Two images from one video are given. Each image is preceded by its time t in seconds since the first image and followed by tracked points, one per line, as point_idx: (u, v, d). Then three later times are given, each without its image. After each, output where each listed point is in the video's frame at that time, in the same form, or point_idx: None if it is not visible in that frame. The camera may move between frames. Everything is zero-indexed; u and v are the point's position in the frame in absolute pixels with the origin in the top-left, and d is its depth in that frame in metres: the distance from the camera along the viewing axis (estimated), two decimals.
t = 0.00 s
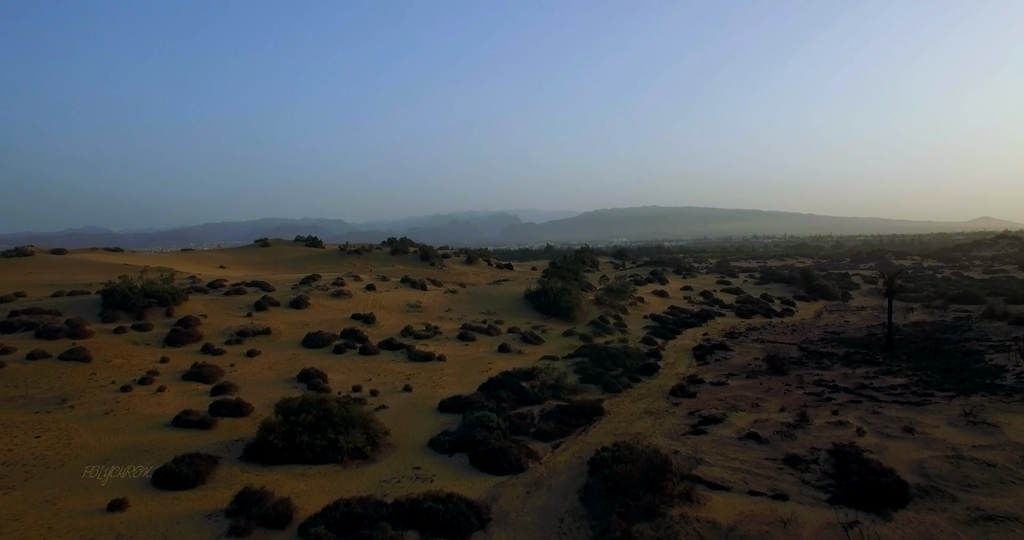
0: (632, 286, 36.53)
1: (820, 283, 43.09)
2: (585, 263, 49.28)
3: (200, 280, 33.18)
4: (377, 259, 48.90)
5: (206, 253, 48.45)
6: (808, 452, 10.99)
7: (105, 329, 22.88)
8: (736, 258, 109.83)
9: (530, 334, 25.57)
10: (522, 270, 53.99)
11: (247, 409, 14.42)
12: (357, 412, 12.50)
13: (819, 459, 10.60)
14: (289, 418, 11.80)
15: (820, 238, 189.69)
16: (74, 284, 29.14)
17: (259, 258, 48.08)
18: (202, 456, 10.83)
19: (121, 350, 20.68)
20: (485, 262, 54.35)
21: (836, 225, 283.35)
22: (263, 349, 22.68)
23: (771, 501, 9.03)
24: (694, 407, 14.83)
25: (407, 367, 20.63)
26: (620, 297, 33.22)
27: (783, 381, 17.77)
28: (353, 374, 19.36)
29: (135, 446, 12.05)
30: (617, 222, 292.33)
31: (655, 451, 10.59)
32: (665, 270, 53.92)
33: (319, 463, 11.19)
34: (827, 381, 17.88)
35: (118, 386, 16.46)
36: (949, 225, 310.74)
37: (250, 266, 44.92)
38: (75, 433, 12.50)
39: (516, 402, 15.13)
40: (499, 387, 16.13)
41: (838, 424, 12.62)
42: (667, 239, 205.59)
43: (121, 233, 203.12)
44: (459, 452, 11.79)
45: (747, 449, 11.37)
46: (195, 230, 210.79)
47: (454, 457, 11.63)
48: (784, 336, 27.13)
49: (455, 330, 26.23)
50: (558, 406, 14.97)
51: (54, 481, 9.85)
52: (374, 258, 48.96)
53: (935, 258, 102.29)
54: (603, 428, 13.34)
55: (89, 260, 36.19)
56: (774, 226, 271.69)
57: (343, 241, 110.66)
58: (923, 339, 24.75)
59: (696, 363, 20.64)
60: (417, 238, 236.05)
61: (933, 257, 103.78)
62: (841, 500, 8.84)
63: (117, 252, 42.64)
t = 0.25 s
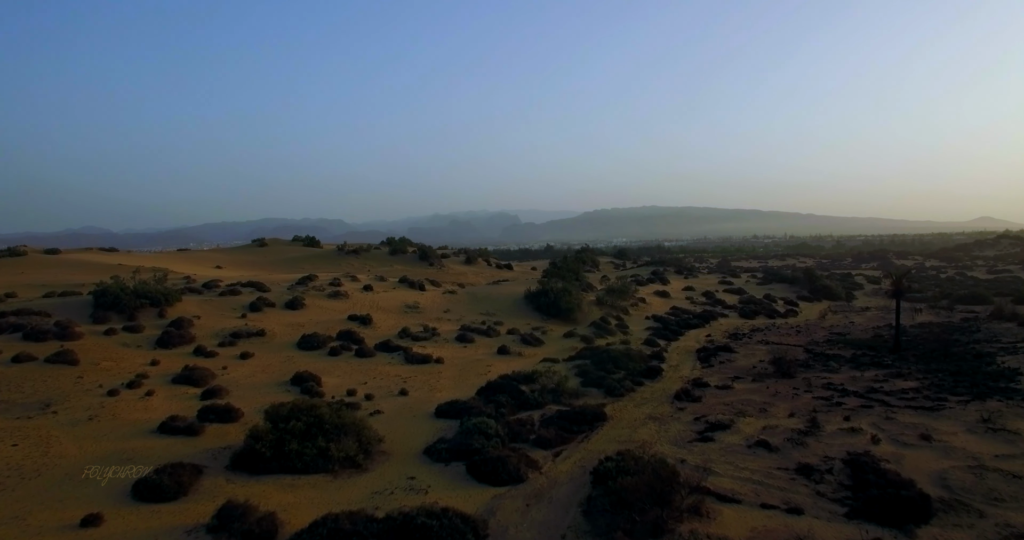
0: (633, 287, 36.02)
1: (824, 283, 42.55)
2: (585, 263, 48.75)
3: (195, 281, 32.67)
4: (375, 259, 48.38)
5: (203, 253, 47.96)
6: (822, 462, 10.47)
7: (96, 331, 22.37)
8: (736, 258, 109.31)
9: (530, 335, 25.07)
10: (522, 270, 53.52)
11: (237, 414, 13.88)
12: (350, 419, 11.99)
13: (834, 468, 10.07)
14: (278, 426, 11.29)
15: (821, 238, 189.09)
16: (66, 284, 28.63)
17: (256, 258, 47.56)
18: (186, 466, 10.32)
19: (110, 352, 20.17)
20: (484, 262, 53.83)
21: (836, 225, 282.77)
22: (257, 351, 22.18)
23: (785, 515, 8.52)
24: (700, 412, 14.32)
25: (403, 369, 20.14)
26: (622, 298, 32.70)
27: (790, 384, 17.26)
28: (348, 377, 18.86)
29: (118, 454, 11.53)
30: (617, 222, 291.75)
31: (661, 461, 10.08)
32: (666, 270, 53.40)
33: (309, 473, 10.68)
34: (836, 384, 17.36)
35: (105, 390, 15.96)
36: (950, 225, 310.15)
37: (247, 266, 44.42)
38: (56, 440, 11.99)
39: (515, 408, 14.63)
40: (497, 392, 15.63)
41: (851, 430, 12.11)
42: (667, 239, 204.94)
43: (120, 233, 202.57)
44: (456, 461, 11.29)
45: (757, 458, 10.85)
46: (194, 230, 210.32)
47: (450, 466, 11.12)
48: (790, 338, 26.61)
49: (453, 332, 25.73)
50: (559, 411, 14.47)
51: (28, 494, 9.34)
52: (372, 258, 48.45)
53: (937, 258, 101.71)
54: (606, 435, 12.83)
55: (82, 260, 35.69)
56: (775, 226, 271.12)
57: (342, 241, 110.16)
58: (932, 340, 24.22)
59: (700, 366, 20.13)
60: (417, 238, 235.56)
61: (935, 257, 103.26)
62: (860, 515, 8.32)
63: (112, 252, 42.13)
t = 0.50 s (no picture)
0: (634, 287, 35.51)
1: (827, 283, 42.04)
2: (586, 263, 48.25)
3: (189, 281, 32.15)
4: (374, 259, 47.87)
5: (199, 253, 47.44)
6: (836, 472, 9.95)
7: (85, 332, 21.86)
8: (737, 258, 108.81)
9: (530, 337, 24.57)
10: (522, 270, 53.12)
11: (225, 421, 13.27)
12: (341, 426, 11.47)
13: (850, 480, 9.56)
14: (266, 434, 10.78)
15: (822, 238, 188.54)
16: (57, 285, 28.10)
17: (253, 258, 47.04)
18: (168, 478, 9.81)
19: (99, 354, 19.66)
20: (484, 262, 53.32)
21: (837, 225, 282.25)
22: (250, 353, 21.67)
23: (801, 532, 8.01)
24: (706, 419, 13.81)
25: (400, 373, 19.63)
26: (623, 299, 32.19)
27: (797, 388, 16.76)
28: (343, 381, 18.35)
29: (98, 463, 11.01)
30: (617, 222, 291.23)
31: (667, 473, 9.57)
32: (667, 270, 52.89)
33: (297, 485, 10.17)
34: (845, 388, 16.86)
35: (90, 394, 15.46)
36: (951, 224, 309.62)
37: (243, 266, 43.90)
38: (34, 449, 11.47)
39: (515, 414, 14.13)
40: (496, 397, 15.12)
41: (865, 438, 11.59)
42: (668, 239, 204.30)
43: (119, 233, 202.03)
44: (452, 472, 10.78)
45: (768, 469, 10.33)
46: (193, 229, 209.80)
47: (446, 477, 10.61)
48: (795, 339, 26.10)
49: (451, 334, 25.22)
50: (559, 417, 13.96)
51: None
52: (370, 258, 47.94)
53: (939, 258, 101.20)
54: (609, 443, 12.32)
55: (75, 260, 35.17)
56: (775, 226, 270.60)
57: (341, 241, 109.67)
58: (940, 342, 23.69)
59: (704, 369, 19.61)
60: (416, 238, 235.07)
61: (937, 257, 102.74)
62: (881, 532, 7.81)
63: (106, 252, 41.60)
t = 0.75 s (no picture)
0: (635, 288, 35.01)
1: (831, 284, 41.53)
2: (586, 263, 47.76)
3: (184, 282, 31.64)
4: (372, 259, 47.34)
5: (195, 253, 46.91)
6: (853, 485, 9.42)
7: (74, 335, 21.33)
8: (738, 258, 108.29)
9: (529, 339, 24.04)
10: (522, 270, 52.82)
11: (213, 428, 12.77)
12: (332, 435, 10.95)
13: (867, 493, 9.03)
14: (252, 444, 10.25)
15: (823, 238, 188.00)
16: (48, 285, 27.57)
17: (249, 258, 46.49)
18: (147, 491, 9.28)
19: (87, 357, 19.14)
20: (483, 262, 52.82)
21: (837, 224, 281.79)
22: (243, 356, 21.15)
23: None
24: (713, 425, 13.30)
25: (396, 376, 19.11)
26: (624, 300, 31.67)
27: (806, 393, 16.25)
28: (337, 385, 17.84)
29: (75, 474, 10.48)
30: (617, 222, 290.70)
31: (675, 487, 9.04)
32: (668, 270, 52.37)
33: (284, 498, 9.65)
34: (854, 393, 16.32)
35: (75, 399, 14.94)
36: (951, 224, 309.07)
37: (240, 267, 43.38)
38: (9, 459, 10.94)
39: (514, 420, 13.62)
40: (494, 402, 14.61)
41: (880, 446, 11.07)
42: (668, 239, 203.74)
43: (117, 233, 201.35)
44: (448, 484, 10.26)
45: (780, 481, 9.80)
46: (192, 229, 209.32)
47: (441, 489, 10.10)
48: (800, 341, 25.59)
49: (449, 335, 24.70)
50: (560, 424, 13.43)
51: None
52: (368, 258, 47.41)
53: (940, 258, 100.73)
54: (612, 452, 11.80)
55: (68, 261, 34.62)
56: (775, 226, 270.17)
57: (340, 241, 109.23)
58: (949, 344, 23.17)
59: (709, 373, 19.09)
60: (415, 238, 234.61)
61: (939, 256, 102.24)
62: None
63: (101, 252, 41.06)
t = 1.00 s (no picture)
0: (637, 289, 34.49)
1: (834, 284, 41.01)
2: (586, 264, 47.26)
3: (177, 283, 31.11)
4: (370, 260, 46.81)
5: (191, 253, 46.37)
6: (872, 499, 8.89)
7: (62, 337, 20.80)
8: (738, 258, 107.77)
9: (529, 342, 23.52)
10: (521, 270, 52.76)
11: (199, 436, 12.22)
12: (322, 445, 10.42)
13: (887, 508, 8.51)
14: (237, 456, 9.72)
15: (823, 238, 187.53)
16: (38, 286, 27.03)
17: (246, 259, 45.96)
18: (124, 506, 8.75)
19: (75, 360, 18.61)
20: (483, 262, 52.32)
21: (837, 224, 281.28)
22: (235, 359, 20.63)
23: None
24: (720, 433, 12.77)
25: (391, 380, 18.60)
26: (626, 301, 31.20)
27: (814, 398, 15.72)
28: (331, 390, 17.30)
29: (51, 486, 9.95)
30: (617, 222, 290.22)
31: (683, 502, 8.52)
32: (670, 270, 51.86)
33: (270, 514, 9.12)
34: (864, 398, 15.81)
35: (58, 405, 14.40)
36: (951, 224, 308.63)
37: (236, 267, 42.84)
38: None
39: (513, 428, 13.09)
40: (492, 409, 14.09)
41: (897, 456, 10.55)
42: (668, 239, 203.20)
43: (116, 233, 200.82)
44: (443, 497, 9.74)
45: (793, 494, 9.28)
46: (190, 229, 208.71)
47: (436, 503, 9.57)
48: (805, 343, 25.08)
49: (447, 338, 24.19)
50: (561, 432, 12.92)
51: None
52: (366, 259, 46.89)
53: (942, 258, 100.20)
54: (615, 462, 11.28)
55: (60, 261, 34.08)
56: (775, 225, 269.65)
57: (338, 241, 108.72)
58: (958, 346, 22.64)
59: (713, 376, 18.57)
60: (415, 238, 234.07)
61: (941, 256, 101.77)
62: None
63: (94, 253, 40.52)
